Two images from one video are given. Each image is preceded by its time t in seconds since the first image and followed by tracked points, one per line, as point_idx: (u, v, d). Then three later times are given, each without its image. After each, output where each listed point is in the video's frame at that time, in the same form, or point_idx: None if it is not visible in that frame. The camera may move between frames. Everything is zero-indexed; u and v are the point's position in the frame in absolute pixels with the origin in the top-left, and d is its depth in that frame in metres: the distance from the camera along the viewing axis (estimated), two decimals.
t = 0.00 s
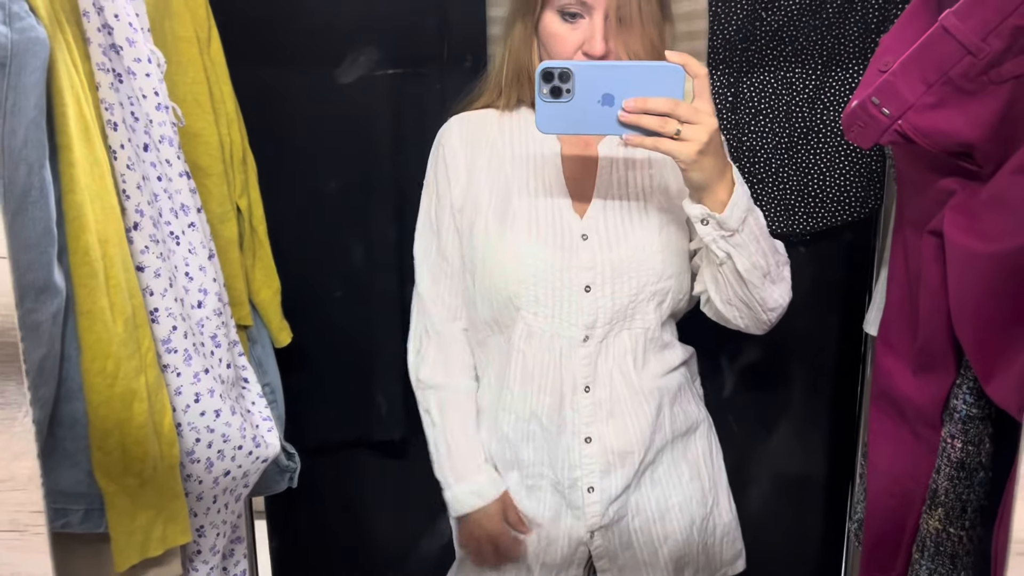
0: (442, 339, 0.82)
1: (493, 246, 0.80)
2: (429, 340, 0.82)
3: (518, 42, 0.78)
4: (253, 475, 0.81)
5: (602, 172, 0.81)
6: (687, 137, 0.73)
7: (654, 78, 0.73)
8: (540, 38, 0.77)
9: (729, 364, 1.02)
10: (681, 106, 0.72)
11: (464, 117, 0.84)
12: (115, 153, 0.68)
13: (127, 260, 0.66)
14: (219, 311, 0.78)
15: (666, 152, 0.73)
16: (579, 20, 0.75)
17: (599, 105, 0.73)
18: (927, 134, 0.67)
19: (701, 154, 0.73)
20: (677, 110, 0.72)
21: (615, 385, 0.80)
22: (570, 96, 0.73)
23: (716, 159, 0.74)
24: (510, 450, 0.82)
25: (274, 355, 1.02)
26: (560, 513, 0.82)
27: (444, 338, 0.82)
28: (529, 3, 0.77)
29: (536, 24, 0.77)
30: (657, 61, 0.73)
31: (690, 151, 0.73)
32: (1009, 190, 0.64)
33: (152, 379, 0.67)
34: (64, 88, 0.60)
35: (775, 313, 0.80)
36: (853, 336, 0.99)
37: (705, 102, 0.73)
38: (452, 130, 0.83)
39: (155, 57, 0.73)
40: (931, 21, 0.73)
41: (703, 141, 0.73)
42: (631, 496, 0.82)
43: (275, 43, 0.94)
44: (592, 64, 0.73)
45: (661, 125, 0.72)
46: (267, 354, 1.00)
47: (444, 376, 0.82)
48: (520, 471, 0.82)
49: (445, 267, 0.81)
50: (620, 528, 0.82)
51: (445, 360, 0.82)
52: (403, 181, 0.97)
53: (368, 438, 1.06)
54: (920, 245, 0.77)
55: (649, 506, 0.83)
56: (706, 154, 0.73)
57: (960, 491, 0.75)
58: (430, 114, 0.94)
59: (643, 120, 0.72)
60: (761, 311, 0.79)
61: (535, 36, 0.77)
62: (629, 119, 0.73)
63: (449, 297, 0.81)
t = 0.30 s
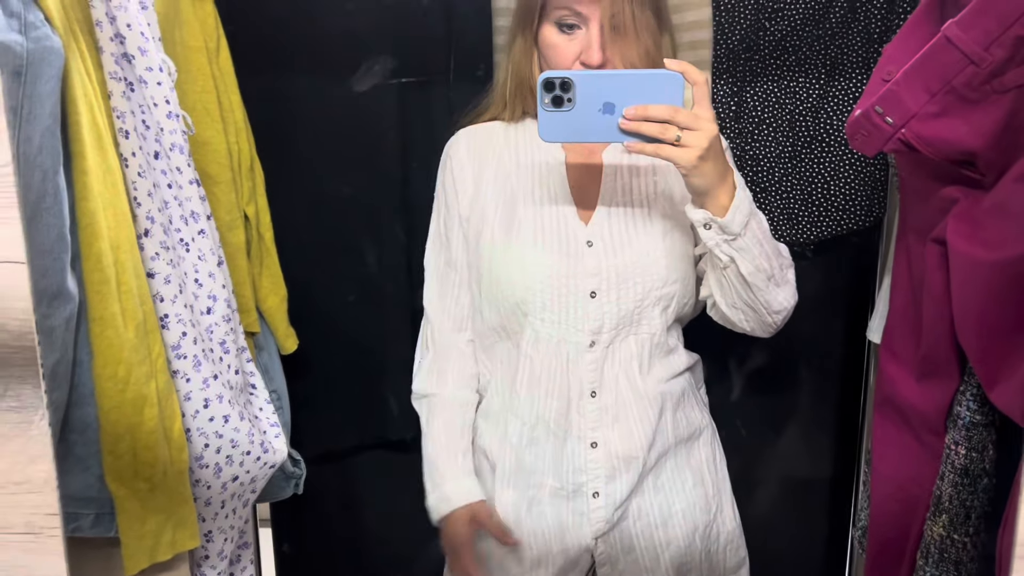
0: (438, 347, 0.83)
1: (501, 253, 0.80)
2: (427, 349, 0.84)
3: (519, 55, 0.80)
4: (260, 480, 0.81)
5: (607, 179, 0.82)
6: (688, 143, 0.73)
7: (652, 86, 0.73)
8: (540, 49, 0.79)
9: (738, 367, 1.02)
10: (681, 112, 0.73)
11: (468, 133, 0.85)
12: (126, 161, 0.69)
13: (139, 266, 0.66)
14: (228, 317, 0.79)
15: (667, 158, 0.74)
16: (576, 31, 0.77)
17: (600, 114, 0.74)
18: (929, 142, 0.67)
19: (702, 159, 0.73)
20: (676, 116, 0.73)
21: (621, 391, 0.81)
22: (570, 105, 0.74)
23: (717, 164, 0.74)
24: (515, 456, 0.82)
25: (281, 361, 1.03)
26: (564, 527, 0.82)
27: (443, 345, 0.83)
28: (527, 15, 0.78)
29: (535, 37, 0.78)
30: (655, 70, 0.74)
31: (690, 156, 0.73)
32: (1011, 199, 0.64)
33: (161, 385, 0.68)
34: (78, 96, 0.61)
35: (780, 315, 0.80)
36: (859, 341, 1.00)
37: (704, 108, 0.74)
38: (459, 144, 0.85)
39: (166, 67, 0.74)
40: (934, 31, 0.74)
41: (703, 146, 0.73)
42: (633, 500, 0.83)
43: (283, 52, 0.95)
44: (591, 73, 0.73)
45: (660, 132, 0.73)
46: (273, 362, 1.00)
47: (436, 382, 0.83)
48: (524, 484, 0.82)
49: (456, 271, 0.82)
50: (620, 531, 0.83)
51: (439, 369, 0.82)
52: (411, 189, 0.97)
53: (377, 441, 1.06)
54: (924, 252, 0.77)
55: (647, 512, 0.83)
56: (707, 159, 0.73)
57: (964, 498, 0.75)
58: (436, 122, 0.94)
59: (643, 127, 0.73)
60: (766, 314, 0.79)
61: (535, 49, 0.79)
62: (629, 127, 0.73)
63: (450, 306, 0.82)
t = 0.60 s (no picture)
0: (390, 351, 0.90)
1: (497, 257, 0.81)
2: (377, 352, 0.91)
3: (511, 65, 0.81)
4: (248, 486, 0.81)
5: (600, 186, 0.81)
6: (684, 149, 0.74)
7: (647, 93, 0.74)
8: (530, 59, 0.79)
9: (717, 373, 1.00)
10: (677, 120, 0.74)
11: (464, 135, 0.87)
12: (114, 166, 0.69)
13: (126, 272, 0.66)
14: (216, 322, 0.79)
15: (663, 165, 0.75)
16: (564, 40, 0.77)
17: (597, 121, 0.75)
18: (914, 151, 0.68)
19: (698, 165, 0.74)
20: (672, 123, 0.73)
21: (614, 394, 0.81)
22: (568, 112, 0.75)
23: (713, 170, 0.75)
24: (509, 461, 0.83)
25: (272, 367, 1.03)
26: (557, 531, 0.82)
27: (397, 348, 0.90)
28: (518, 27, 0.80)
29: (525, 47, 0.79)
30: (650, 77, 0.74)
31: (686, 163, 0.74)
32: (993, 207, 0.65)
33: (149, 390, 0.68)
34: (66, 101, 0.61)
35: (773, 320, 0.82)
36: (850, 349, 1.00)
37: (699, 115, 0.74)
38: (452, 149, 0.86)
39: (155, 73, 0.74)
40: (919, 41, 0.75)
41: (698, 153, 0.74)
42: (626, 506, 0.82)
43: (275, 58, 0.95)
44: (589, 81, 0.74)
45: (656, 139, 0.74)
46: (263, 367, 1.01)
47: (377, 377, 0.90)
48: (519, 489, 0.83)
49: (447, 269, 0.85)
50: (614, 536, 0.83)
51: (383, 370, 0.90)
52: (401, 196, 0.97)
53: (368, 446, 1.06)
54: (909, 260, 0.77)
55: (636, 517, 0.83)
56: (702, 165, 0.74)
57: (950, 504, 0.75)
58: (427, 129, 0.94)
59: (639, 135, 0.74)
60: (759, 319, 0.81)
61: (525, 59, 0.80)
62: (626, 133, 0.74)
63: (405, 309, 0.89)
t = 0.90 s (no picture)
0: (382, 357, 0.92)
1: (489, 262, 0.81)
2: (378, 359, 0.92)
3: (500, 78, 0.83)
4: (234, 495, 0.81)
5: (592, 194, 0.82)
6: (675, 157, 0.74)
7: (638, 101, 0.74)
8: (517, 72, 0.81)
9: (694, 386, 1.00)
10: (668, 128, 0.74)
11: (457, 141, 0.87)
12: (102, 176, 0.69)
13: (112, 282, 0.66)
14: (202, 331, 0.79)
15: (654, 172, 0.75)
16: (547, 51, 0.79)
17: (589, 128, 0.74)
18: (895, 165, 0.69)
19: (689, 173, 0.75)
20: (665, 130, 0.74)
21: (601, 399, 0.81)
22: (561, 119, 0.75)
23: (703, 179, 0.76)
24: (496, 464, 0.83)
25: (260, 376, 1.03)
26: (541, 535, 0.82)
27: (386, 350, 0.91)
28: (503, 41, 0.82)
29: (511, 60, 0.82)
30: (643, 86, 0.75)
31: (677, 171, 0.74)
32: (971, 222, 0.66)
33: (134, 400, 0.68)
34: (53, 113, 0.61)
35: (759, 330, 0.82)
36: (835, 360, 1.01)
37: (691, 123, 0.75)
38: (445, 154, 0.87)
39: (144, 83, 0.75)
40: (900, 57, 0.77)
41: (689, 161, 0.74)
42: (613, 511, 0.83)
43: (265, 69, 0.95)
44: (582, 87, 0.74)
45: (649, 146, 0.74)
46: (251, 375, 1.01)
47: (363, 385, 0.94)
48: (507, 494, 0.83)
49: (436, 274, 0.86)
50: (597, 541, 0.83)
51: (371, 374, 0.93)
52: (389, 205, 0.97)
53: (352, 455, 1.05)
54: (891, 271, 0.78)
55: (622, 523, 0.83)
56: (693, 174, 0.75)
57: (931, 514, 0.76)
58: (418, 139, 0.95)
59: (632, 141, 0.74)
60: (746, 327, 0.81)
61: (513, 71, 0.81)
62: (619, 141, 0.74)
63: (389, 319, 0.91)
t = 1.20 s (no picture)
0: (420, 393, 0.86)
1: (484, 268, 0.82)
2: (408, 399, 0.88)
3: (497, 88, 0.82)
4: (233, 503, 0.81)
5: (588, 201, 0.83)
6: (669, 162, 0.76)
7: (633, 106, 0.76)
8: (513, 81, 0.81)
9: (693, 403, 1.02)
10: (662, 133, 0.76)
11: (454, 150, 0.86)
12: (104, 185, 0.70)
13: (113, 290, 0.66)
14: (202, 339, 0.79)
15: (648, 177, 0.77)
16: (541, 59, 0.80)
17: (583, 132, 0.76)
18: (891, 179, 0.70)
19: (682, 178, 0.76)
20: (659, 135, 0.75)
21: (594, 406, 0.81)
22: (556, 123, 0.76)
23: (696, 185, 0.77)
24: (487, 472, 0.83)
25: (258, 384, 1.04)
26: (531, 543, 0.83)
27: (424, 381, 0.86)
28: (498, 50, 0.82)
29: (507, 69, 0.82)
30: (637, 91, 0.76)
31: (671, 175, 0.76)
32: (968, 237, 0.66)
33: (135, 409, 0.68)
34: (56, 124, 0.61)
35: (753, 336, 0.82)
36: (830, 370, 1.01)
37: (684, 128, 0.77)
38: (446, 160, 0.86)
39: (146, 93, 0.75)
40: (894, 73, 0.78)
41: (683, 165, 0.76)
42: (605, 520, 0.84)
43: (265, 77, 0.96)
44: (578, 93, 0.76)
45: (642, 151, 0.75)
46: (249, 383, 1.01)
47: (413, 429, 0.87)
48: (497, 500, 0.83)
49: (431, 281, 0.85)
50: (588, 549, 0.84)
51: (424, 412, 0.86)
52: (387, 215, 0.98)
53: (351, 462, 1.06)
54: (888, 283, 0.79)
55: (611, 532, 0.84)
56: (686, 178, 0.76)
57: (925, 525, 0.77)
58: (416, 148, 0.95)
59: (625, 146, 0.75)
60: (739, 334, 0.81)
61: (509, 81, 0.81)
62: (613, 145, 0.76)
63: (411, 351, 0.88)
